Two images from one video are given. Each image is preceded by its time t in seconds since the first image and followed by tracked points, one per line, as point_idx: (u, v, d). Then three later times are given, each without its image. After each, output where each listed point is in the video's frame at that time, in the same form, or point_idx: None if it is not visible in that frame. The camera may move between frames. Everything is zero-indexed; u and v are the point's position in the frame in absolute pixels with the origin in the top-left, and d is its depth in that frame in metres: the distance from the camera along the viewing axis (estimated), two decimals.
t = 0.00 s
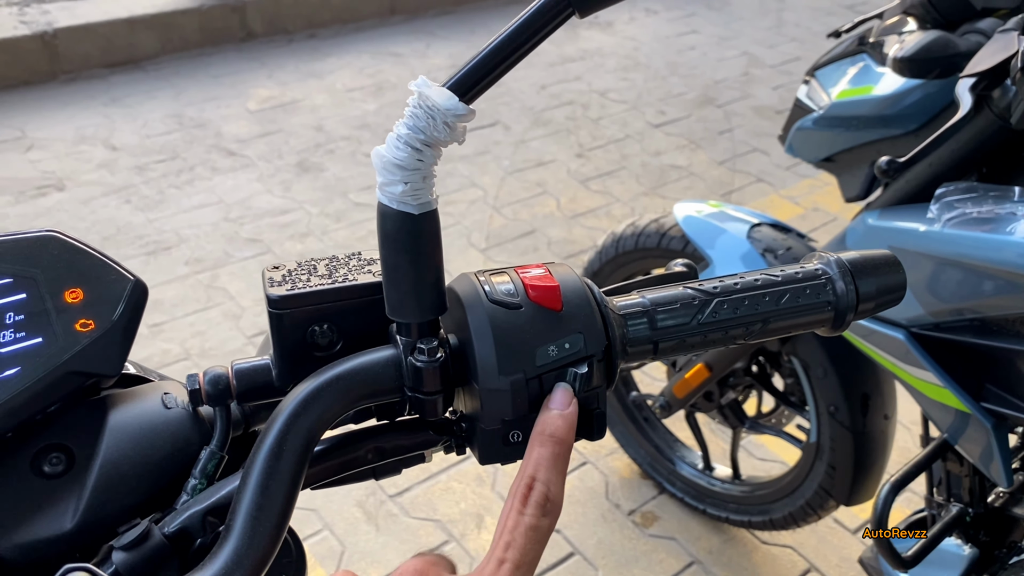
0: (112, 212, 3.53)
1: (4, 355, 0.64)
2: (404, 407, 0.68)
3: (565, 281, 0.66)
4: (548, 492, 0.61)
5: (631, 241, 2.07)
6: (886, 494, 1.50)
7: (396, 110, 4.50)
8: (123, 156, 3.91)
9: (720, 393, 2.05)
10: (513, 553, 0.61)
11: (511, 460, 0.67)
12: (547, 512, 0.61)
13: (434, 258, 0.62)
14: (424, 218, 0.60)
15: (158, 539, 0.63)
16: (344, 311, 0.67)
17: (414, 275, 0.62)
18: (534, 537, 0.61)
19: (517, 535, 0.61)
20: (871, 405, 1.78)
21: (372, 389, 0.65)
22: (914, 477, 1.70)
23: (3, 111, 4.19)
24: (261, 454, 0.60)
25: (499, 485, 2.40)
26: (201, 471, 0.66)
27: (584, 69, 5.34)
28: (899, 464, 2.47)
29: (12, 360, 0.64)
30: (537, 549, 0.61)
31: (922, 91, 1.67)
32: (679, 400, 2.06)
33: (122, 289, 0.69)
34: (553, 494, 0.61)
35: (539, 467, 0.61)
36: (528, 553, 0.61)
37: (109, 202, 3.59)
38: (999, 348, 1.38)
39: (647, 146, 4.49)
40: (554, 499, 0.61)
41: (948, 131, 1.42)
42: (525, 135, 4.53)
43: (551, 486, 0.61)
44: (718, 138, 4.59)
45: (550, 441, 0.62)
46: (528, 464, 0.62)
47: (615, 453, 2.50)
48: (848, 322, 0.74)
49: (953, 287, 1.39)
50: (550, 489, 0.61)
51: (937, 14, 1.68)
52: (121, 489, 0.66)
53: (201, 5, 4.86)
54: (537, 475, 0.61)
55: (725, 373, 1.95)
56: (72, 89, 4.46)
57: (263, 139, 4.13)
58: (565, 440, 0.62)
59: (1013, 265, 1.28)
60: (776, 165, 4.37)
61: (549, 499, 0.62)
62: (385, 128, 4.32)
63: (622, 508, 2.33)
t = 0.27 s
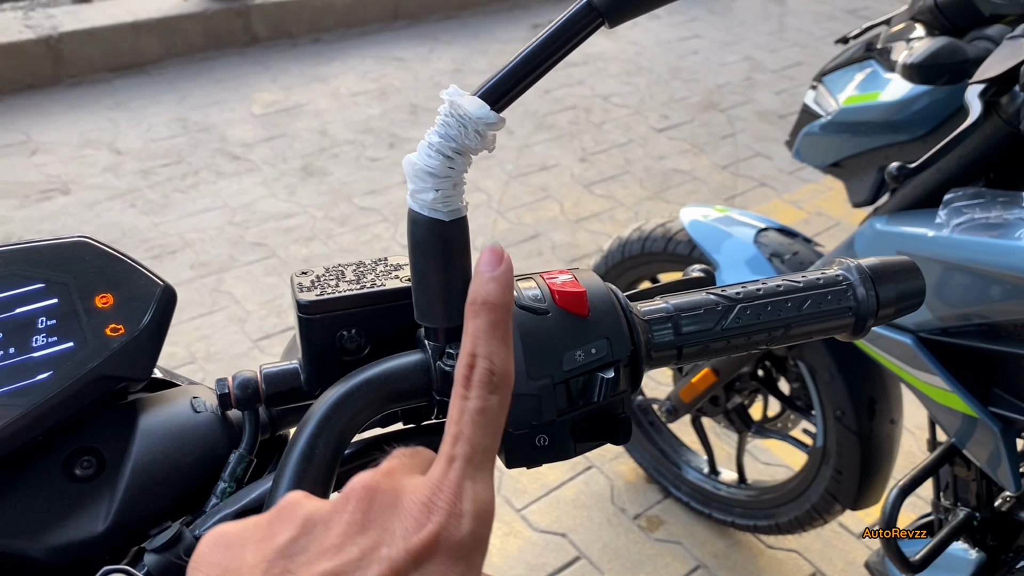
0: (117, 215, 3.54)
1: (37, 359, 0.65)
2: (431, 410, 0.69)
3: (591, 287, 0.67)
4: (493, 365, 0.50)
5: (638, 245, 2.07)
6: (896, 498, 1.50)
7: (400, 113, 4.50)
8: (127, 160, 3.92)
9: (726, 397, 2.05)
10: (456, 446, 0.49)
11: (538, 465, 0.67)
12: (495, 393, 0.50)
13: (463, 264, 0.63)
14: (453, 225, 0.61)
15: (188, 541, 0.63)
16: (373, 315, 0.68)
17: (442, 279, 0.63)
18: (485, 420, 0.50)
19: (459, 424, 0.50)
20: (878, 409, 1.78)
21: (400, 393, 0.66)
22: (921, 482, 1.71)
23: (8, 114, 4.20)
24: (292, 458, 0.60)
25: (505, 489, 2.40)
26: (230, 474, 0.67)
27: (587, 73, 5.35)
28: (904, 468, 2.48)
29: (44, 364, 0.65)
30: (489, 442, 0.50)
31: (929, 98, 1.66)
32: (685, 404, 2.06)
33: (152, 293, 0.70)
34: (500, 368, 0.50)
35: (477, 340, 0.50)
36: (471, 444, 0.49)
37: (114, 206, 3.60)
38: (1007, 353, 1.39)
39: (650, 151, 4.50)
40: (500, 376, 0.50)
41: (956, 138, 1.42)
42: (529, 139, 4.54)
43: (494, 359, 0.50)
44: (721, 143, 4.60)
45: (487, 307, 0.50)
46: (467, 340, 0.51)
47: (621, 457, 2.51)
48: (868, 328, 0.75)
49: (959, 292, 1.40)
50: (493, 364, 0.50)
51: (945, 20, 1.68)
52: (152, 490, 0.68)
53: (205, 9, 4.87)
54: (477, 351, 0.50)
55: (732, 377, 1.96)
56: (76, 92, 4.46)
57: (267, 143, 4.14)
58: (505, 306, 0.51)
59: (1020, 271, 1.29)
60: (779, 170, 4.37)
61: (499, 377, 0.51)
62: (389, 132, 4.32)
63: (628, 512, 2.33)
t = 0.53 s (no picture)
0: (120, 218, 3.54)
1: (51, 365, 0.65)
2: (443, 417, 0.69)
3: (603, 294, 0.67)
4: (472, 335, 0.50)
5: (641, 249, 2.07)
6: (899, 503, 1.50)
7: (402, 116, 4.50)
8: (130, 163, 3.92)
9: (729, 401, 2.06)
10: (429, 422, 0.50)
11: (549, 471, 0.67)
12: (471, 364, 0.50)
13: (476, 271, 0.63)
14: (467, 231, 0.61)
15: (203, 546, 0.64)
16: (384, 321, 0.68)
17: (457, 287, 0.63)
18: (463, 392, 0.50)
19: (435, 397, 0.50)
20: (881, 413, 1.79)
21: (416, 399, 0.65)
22: (925, 487, 1.71)
23: (11, 118, 4.21)
24: (307, 464, 0.61)
25: (507, 493, 2.40)
26: (244, 478, 0.66)
27: (589, 77, 5.35)
28: (907, 472, 2.47)
29: (59, 370, 0.65)
30: (466, 414, 0.50)
31: (934, 102, 1.68)
32: (688, 408, 2.06)
33: (164, 299, 0.71)
34: (479, 337, 0.50)
35: (460, 311, 0.50)
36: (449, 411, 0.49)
37: (117, 209, 3.60)
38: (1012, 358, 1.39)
39: (652, 154, 4.50)
40: (475, 345, 0.50)
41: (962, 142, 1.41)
42: (531, 142, 4.54)
43: (473, 330, 0.50)
44: (723, 146, 4.60)
45: (467, 275, 0.50)
46: (447, 311, 0.51)
47: (623, 461, 2.51)
48: (878, 334, 0.75)
49: (964, 297, 1.40)
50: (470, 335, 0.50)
51: (949, 25, 1.68)
52: (165, 497, 0.69)
53: (208, 13, 4.87)
54: (458, 321, 0.50)
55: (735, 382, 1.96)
56: (79, 96, 4.47)
57: (269, 146, 4.14)
58: (489, 276, 0.51)
59: None
60: (781, 173, 4.38)
61: (478, 347, 0.50)
62: (391, 135, 4.32)
63: (630, 516, 2.33)
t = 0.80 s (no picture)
0: (120, 219, 3.54)
1: (51, 364, 0.65)
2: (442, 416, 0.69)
3: (600, 293, 0.68)
4: (489, 355, 0.48)
5: (640, 250, 2.07)
6: (899, 504, 1.50)
7: (402, 118, 4.50)
8: (130, 164, 3.92)
9: (729, 402, 2.05)
10: (445, 434, 0.48)
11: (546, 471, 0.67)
12: (488, 381, 0.48)
13: (474, 271, 0.63)
14: (465, 231, 0.61)
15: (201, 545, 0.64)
16: (383, 320, 0.68)
17: (455, 287, 0.63)
18: (475, 411, 0.48)
19: (451, 411, 0.48)
20: (881, 414, 1.78)
21: (413, 398, 0.66)
22: (924, 488, 1.71)
23: (11, 119, 4.21)
24: (304, 463, 0.61)
25: (507, 494, 2.40)
26: (242, 478, 0.67)
27: (589, 78, 5.35)
28: (907, 474, 2.47)
29: (58, 368, 0.66)
30: (480, 430, 0.48)
31: (933, 103, 1.68)
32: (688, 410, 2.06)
33: (163, 299, 0.71)
34: (496, 358, 0.48)
35: (484, 329, 0.49)
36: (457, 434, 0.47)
37: (117, 210, 3.60)
38: (1010, 358, 1.39)
39: (652, 156, 4.50)
40: (494, 361, 0.48)
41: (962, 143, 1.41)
42: (531, 143, 4.54)
43: (492, 349, 0.48)
44: (723, 148, 4.60)
45: (495, 300, 0.49)
46: (469, 328, 0.49)
47: (623, 462, 2.51)
48: (875, 334, 0.76)
49: (963, 298, 1.40)
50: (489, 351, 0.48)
51: (948, 27, 1.68)
52: (164, 495, 0.69)
53: (208, 14, 4.87)
54: (479, 337, 0.48)
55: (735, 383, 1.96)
56: (79, 97, 4.47)
57: (269, 147, 4.14)
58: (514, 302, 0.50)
59: None
60: (781, 175, 4.38)
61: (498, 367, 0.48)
62: (391, 136, 4.32)
63: (630, 518, 2.33)
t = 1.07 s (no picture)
0: (120, 219, 3.54)
1: (50, 363, 0.65)
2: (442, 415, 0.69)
3: (602, 291, 0.67)
4: (575, 450, 0.60)
5: (641, 250, 2.07)
6: (900, 505, 1.50)
7: (403, 118, 4.50)
8: (130, 164, 3.92)
9: (729, 402, 2.05)
10: (528, 510, 0.58)
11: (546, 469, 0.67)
12: (571, 472, 0.59)
13: (475, 270, 0.63)
14: (466, 230, 0.61)
15: (201, 545, 0.64)
16: (383, 319, 0.68)
17: (455, 286, 0.63)
18: (554, 495, 0.58)
19: (536, 490, 0.58)
20: (881, 414, 1.78)
21: (414, 398, 0.66)
22: (925, 488, 1.71)
23: (11, 118, 4.20)
24: (305, 461, 0.61)
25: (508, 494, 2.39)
26: (242, 478, 0.67)
27: (589, 78, 5.35)
28: (908, 474, 2.47)
29: (58, 367, 0.65)
30: (555, 513, 0.58)
31: (935, 103, 1.68)
32: (688, 410, 2.06)
33: (163, 297, 0.71)
34: (581, 455, 0.60)
35: (573, 425, 0.60)
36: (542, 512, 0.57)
37: (117, 210, 3.60)
38: (1012, 359, 1.38)
39: (652, 156, 4.50)
40: (579, 456, 0.59)
41: (964, 142, 1.41)
42: (531, 143, 4.54)
43: (578, 445, 0.60)
44: (723, 148, 4.60)
45: (585, 401, 0.61)
46: (562, 423, 0.60)
47: (623, 462, 2.51)
48: (878, 333, 0.75)
49: (964, 298, 1.40)
50: (578, 448, 0.59)
51: (950, 27, 1.68)
52: (165, 494, 0.69)
53: (208, 14, 4.87)
54: (569, 434, 0.60)
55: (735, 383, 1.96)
56: (79, 97, 4.47)
57: (269, 147, 4.14)
58: (597, 409, 0.62)
59: None
60: (781, 175, 4.38)
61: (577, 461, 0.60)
62: (391, 136, 4.32)
63: (630, 518, 2.33)
